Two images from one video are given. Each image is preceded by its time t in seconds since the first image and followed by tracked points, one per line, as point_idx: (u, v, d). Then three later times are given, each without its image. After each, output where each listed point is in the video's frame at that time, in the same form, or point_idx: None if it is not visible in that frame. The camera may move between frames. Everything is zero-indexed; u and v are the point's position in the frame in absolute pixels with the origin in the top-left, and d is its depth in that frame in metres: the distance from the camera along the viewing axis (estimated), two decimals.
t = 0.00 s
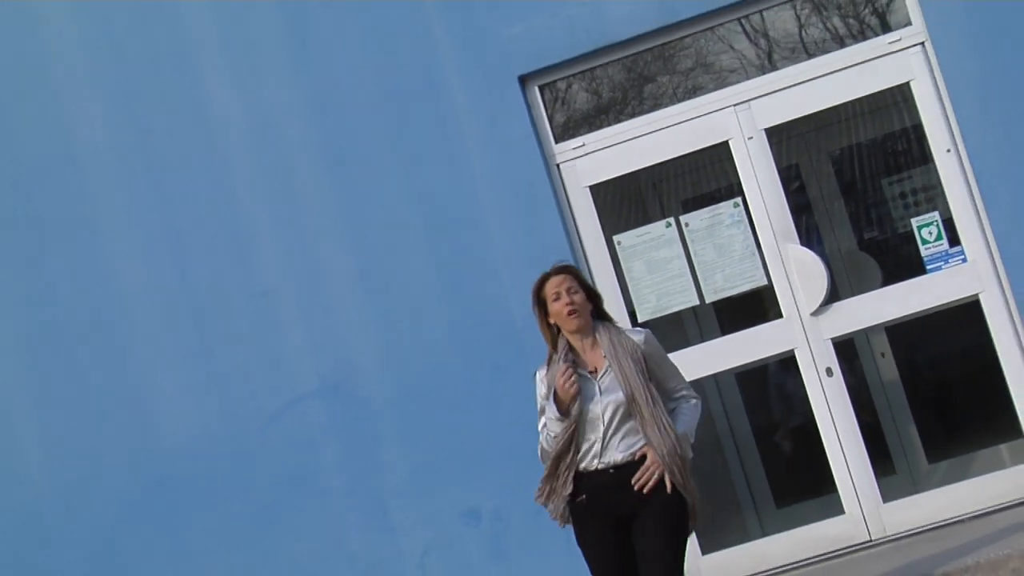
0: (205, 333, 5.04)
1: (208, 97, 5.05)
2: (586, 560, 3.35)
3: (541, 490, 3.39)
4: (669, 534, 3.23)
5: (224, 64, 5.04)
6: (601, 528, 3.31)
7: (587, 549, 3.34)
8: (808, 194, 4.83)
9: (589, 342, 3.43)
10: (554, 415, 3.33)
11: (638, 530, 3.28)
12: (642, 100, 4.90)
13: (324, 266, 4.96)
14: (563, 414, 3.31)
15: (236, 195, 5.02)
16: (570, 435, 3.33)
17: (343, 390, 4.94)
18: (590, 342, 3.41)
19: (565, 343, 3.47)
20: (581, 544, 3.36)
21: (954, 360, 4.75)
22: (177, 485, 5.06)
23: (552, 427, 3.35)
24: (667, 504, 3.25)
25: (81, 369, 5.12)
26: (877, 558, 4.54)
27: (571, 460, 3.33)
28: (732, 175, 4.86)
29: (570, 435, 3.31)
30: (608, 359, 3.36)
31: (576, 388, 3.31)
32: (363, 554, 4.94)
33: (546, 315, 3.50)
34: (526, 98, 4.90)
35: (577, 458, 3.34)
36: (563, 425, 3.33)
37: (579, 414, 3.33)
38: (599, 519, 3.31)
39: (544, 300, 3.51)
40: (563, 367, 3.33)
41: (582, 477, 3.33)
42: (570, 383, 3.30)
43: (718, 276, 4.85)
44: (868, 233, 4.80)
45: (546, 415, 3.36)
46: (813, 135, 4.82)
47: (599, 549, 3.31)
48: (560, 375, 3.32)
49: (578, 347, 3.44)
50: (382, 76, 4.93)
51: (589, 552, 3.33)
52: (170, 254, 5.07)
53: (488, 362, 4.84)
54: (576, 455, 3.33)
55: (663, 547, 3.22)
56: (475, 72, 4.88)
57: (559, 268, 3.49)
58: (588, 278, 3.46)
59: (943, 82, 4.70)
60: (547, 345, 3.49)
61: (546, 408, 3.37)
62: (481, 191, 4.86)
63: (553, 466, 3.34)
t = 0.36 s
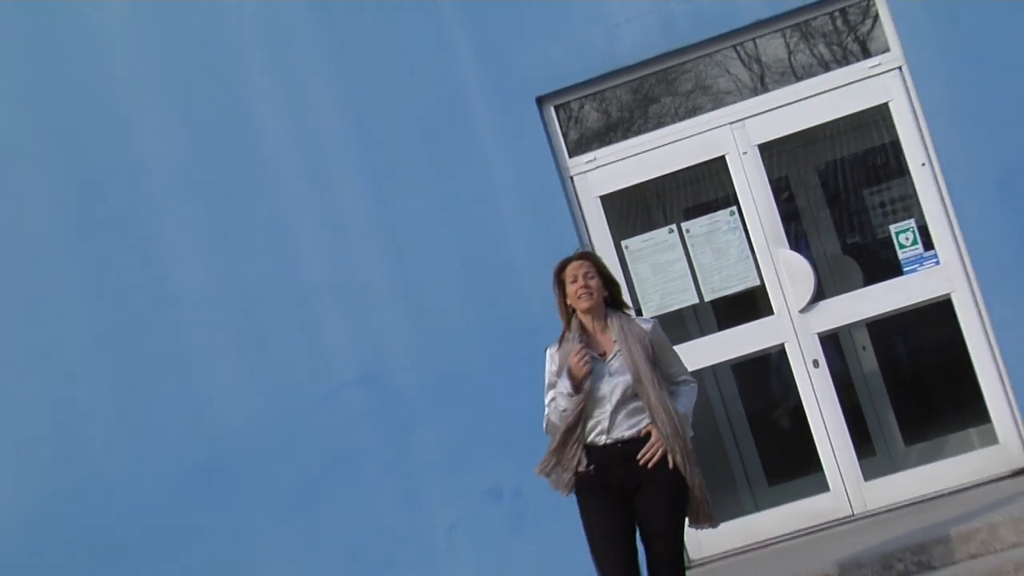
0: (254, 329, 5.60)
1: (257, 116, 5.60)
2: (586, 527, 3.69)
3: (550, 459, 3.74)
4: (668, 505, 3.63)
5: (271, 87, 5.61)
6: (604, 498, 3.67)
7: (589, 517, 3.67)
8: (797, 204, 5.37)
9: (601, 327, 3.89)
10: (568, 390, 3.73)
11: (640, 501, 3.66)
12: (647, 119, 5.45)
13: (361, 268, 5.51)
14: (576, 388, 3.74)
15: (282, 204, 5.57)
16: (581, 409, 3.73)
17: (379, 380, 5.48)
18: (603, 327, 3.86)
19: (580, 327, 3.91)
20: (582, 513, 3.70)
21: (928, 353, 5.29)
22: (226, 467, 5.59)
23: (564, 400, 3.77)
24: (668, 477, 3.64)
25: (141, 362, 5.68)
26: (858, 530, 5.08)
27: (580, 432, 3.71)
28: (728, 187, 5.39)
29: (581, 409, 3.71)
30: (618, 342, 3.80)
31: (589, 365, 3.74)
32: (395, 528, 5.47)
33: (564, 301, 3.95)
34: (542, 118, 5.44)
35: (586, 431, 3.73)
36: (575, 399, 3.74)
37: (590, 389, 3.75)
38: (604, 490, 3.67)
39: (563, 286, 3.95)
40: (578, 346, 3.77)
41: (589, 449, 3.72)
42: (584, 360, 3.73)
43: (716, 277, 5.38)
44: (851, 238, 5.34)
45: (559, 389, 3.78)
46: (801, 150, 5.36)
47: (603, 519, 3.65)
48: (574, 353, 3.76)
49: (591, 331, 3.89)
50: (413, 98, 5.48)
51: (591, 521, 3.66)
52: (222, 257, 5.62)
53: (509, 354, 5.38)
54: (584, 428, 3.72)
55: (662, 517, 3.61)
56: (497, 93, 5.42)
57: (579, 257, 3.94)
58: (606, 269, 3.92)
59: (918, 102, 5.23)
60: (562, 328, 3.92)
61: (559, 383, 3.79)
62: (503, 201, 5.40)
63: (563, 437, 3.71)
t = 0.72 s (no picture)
0: (303, 324, 6.26)
1: (305, 133, 6.24)
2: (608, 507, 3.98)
3: (576, 445, 3.99)
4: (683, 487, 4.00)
5: (317, 106, 6.24)
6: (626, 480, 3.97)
7: (613, 499, 3.95)
8: (786, 213, 6.05)
9: (618, 322, 4.14)
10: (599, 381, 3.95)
11: (656, 483, 4.00)
12: (653, 138, 6.13)
13: (398, 270, 6.17)
14: (604, 380, 3.98)
15: (327, 213, 6.22)
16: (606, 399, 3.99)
17: (415, 370, 6.16)
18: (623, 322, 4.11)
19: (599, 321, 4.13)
20: (604, 493, 3.99)
21: (903, 346, 5.96)
22: (278, 447, 6.27)
23: (589, 390, 4.00)
24: (680, 459, 4.01)
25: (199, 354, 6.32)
26: (841, 504, 5.77)
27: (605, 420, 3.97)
28: (726, 198, 6.08)
29: (607, 398, 3.97)
30: (638, 337, 4.07)
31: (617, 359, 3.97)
32: (430, 501, 6.15)
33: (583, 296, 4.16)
34: (560, 137, 6.11)
35: (609, 419, 3.99)
36: (601, 389, 3.98)
37: (615, 381, 3.99)
38: (628, 473, 3.97)
39: (583, 283, 4.15)
40: (607, 340, 3.98)
41: (612, 436, 3.99)
42: (614, 353, 3.96)
43: (714, 279, 6.06)
44: (835, 244, 6.01)
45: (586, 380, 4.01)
46: (790, 166, 6.04)
47: (628, 500, 3.93)
48: (605, 347, 3.97)
49: (610, 325, 4.12)
50: (446, 118, 6.15)
51: (615, 502, 3.95)
52: (273, 261, 6.26)
53: (531, 347, 6.07)
54: (609, 416, 3.99)
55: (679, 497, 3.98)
56: (521, 115, 6.10)
57: (598, 258, 4.17)
58: (623, 270, 4.18)
59: (893, 124, 5.91)
60: (582, 321, 4.13)
61: (586, 374, 4.01)
62: (526, 211, 6.09)
63: (589, 424, 3.96)
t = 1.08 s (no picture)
0: (345, 321, 6.94)
1: (348, 148, 6.91)
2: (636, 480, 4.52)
3: (608, 426, 4.51)
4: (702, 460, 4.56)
5: (358, 123, 6.90)
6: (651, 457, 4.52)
7: (641, 473, 4.49)
8: (779, 222, 6.78)
9: (636, 314, 4.67)
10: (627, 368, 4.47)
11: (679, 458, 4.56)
12: (660, 155, 6.86)
13: (432, 272, 6.85)
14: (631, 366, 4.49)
15: (368, 220, 6.90)
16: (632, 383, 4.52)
17: (447, 362, 6.85)
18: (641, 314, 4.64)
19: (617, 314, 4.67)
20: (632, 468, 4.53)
21: (883, 340, 6.69)
22: (324, 431, 6.97)
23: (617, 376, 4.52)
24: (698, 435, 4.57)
25: (253, 348, 7.00)
26: (828, 481, 6.51)
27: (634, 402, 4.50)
28: (725, 208, 6.81)
29: (633, 383, 4.49)
30: (655, 327, 4.61)
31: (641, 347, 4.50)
32: (461, 479, 6.86)
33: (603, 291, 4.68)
34: (577, 153, 6.79)
35: (636, 401, 4.52)
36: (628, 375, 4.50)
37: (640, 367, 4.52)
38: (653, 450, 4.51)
39: (604, 280, 4.66)
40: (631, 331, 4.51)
41: (638, 416, 4.52)
42: (638, 343, 4.49)
43: (715, 280, 6.80)
44: (822, 249, 6.75)
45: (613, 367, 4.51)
46: (783, 179, 6.77)
47: (655, 474, 4.49)
48: (630, 337, 4.49)
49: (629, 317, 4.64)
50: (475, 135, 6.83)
51: (643, 476, 4.49)
52: (319, 263, 6.94)
53: (551, 341, 6.74)
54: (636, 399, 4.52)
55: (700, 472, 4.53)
56: (542, 133, 6.78)
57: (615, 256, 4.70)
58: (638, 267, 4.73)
59: (875, 142, 6.63)
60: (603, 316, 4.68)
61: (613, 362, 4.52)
62: (547, 218, 6.76)
63: (619, 407, 4.49)
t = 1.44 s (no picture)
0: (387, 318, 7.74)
1: (390, 163, 7.73)
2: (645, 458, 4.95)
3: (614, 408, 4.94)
4: (708, 440, 4.85)
5: (400, 141, 7.73)
6: (656, 436, 4.92)
7: (647, 451, 4.90)
8: (777, 229, 7.56)
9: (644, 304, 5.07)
10: (627, 354, 4.89)
11: (684, 436, 4.90)
12: (669, 169, 7.64)
13: (465, 274, 7.66)
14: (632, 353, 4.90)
15: (408, 228, 7.72)
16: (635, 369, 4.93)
17: (478, 355, 7.66)
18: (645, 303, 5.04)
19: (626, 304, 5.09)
20: (640, 447, 4.95)
21: (870, 335, 7.46)
22: (367, 417, 7.76)
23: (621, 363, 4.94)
24: (702, 416, 4.89)
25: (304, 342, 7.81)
26: (820, 461, 7.27)
27: (637, 386, 4.91)
28: (728, 217, 7.59)
29: (636, 369, 4.90)
30: (659, 316, 4.99)
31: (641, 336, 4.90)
32: (492, 460, 7.66)
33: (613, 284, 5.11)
34: (595, 168, 7.59)
35: (640, 385, 4.94)
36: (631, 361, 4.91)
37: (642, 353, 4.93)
38: (658, 430, 4.90)
39: (611, 275, 5.12)
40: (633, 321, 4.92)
41: (643, 399, 4.94)
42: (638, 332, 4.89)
43: (719, 281, 7.59)
44: (815, 254, 7.52)
45: (618, 354, 4.93)
46: (780, 191, 7.55)
47: (659, 453, 4.89)
48: (631, 327, 4.91)
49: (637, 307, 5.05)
50: (503, 152, 7.64)
51: (649, 454, 4.90)
52: (364, 266, 7.75)
53: (572, 335, 7.54)
54: (640, 383, 4.93)
55: (705, 450, 4.83)
56: (564, 149, 7.58)
57: (621, 252, 5.14)
58: (645, 260, 5.12)
59: (862, 157, 7.39)
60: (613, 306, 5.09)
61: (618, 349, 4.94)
62: (568, 226, 7.56)
63: (624, 391, 4.91)
